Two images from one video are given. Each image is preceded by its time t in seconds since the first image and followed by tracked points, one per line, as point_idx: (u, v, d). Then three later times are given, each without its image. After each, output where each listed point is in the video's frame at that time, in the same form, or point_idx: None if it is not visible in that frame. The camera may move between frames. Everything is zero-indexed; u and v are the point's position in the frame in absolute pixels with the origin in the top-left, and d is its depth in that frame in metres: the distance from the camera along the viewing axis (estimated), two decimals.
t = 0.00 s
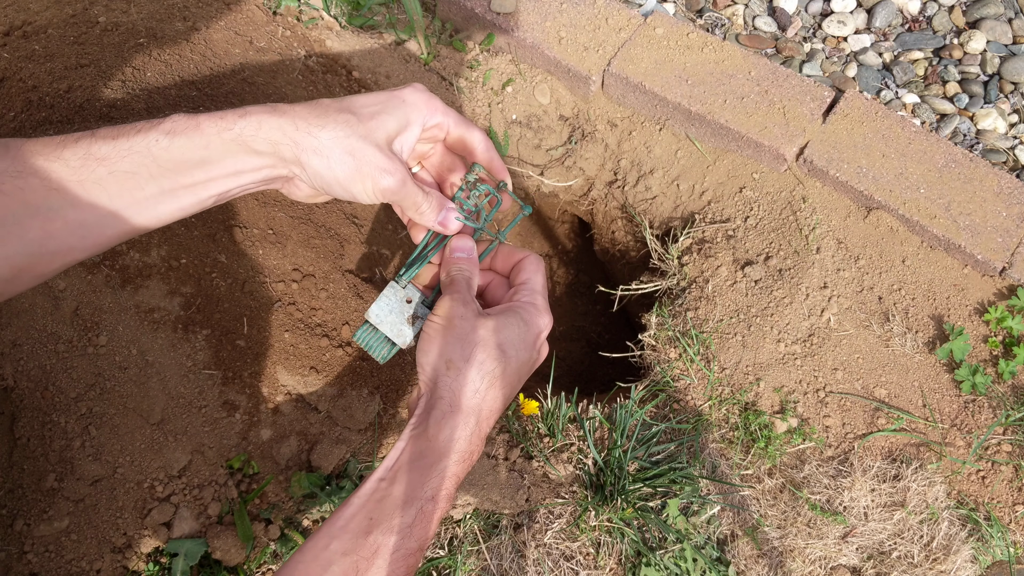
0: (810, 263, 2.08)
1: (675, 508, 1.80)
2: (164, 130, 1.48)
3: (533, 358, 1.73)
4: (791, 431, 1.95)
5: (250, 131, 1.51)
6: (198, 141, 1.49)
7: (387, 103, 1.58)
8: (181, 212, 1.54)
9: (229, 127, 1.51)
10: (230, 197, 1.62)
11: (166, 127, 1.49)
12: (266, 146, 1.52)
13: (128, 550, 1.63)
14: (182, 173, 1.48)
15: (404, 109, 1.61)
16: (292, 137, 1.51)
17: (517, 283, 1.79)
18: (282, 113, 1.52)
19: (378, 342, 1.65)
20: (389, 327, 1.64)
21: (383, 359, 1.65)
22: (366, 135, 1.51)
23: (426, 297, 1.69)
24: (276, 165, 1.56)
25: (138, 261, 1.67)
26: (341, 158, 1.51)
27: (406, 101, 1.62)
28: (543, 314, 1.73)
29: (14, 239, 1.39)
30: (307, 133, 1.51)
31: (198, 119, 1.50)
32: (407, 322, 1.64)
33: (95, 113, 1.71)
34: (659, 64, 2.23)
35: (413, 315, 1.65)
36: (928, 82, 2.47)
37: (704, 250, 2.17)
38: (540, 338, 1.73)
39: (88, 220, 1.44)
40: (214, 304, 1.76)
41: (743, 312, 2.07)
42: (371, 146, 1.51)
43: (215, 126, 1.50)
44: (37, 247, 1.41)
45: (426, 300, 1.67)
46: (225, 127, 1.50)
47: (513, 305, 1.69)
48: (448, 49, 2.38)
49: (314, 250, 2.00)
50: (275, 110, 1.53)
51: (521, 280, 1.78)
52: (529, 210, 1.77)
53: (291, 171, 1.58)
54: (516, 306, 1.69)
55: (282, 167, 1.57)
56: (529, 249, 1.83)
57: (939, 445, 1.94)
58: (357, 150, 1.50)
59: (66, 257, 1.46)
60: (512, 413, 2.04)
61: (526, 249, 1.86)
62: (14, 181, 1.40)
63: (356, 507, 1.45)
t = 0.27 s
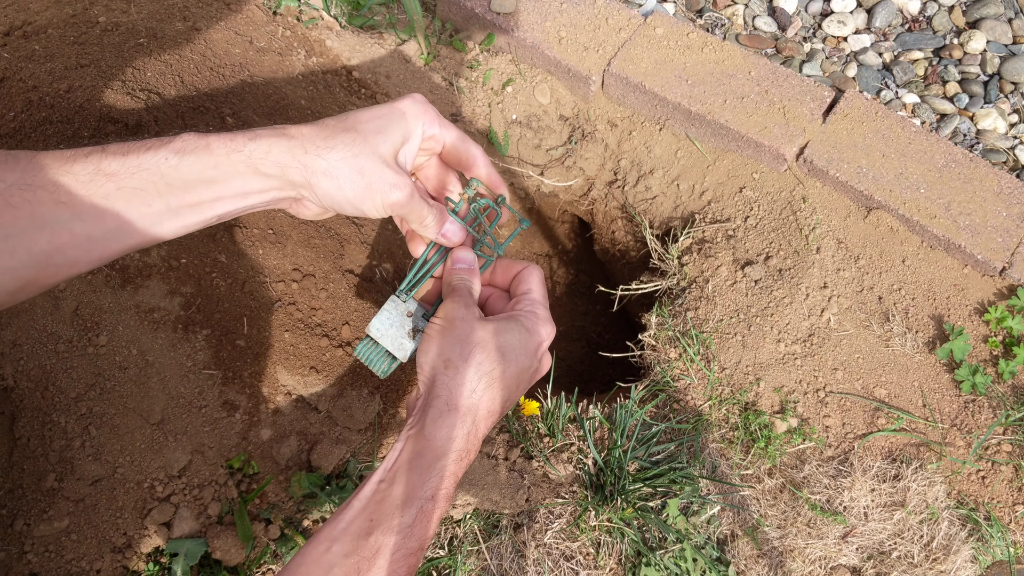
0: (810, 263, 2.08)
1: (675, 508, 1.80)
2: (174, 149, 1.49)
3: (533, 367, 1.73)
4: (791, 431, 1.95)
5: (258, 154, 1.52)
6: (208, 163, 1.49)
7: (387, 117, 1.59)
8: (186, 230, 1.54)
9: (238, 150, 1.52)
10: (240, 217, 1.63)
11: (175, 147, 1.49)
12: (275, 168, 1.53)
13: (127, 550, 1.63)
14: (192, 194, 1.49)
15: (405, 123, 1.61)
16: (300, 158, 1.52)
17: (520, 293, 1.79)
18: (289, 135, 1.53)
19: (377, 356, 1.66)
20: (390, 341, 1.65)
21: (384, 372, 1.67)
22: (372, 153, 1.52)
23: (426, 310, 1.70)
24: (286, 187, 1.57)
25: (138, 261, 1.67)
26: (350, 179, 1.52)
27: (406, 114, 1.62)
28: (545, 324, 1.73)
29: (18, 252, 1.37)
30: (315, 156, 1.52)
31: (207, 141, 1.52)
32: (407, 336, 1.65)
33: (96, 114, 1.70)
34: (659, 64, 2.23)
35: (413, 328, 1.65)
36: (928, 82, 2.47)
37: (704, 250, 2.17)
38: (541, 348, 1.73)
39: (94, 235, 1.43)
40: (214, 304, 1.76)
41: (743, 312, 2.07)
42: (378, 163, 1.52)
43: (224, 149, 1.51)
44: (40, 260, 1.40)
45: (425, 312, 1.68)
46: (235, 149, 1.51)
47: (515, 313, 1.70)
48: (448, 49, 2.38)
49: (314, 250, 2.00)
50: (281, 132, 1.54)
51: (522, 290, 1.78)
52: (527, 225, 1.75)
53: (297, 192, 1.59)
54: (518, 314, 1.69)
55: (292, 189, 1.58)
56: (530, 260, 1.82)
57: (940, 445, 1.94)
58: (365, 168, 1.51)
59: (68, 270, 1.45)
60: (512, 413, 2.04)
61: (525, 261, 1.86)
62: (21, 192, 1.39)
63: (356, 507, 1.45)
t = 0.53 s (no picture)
0: (810, 263, 2.08)
1: (675, 508, 1.80)
2: (161, 140, 1.50)
3: (533, 363, 1.73)
4: (791, 431, 1.95)
5: (243, 142, 1.54)
6: (193, 152, 1.51)
7: (377, 108, 1.59)
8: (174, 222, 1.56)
9: (224, 139, 1.53)
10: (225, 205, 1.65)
11: (162, 138, 1.51)
12: (258, 157, 1.54)
13: (128, 550, 1.63)
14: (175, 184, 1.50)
15: (395, 114, 1.61)
16: (285, 147, 1.53)
17: (519, 290, 1.80)
18: (274, 124, 1.54)
19: (380, 355, 1.67)
20: (392, 339, 1.65)
21: (387, 371, 1.67)
22: (356, 143, 1.53)
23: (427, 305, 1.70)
24: (270, 176, 1.58)
25: (138, 261, 1.67)
26: (333, 167, 1.53)
27: (396, 105, 1.62)
28: (544, 320, 1.74)
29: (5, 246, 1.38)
30: (300, 144, 1.53)
31: (194, 131, 1.53)
32: (409, 331, 1.65)
33: (96, 114, 1.71)
34: (659, 64, 2.23)
35: (415, 324, 1.65)
36: (928, 82, 2.47)
37: (704, 250, 2.17)
38: (540, 344, 1.73)
39: (80, 229, 1.44)
40: (214, 304, 1.76)
41: (743, 312, 2.07)
42: (362, 152, 1.53)
43: (210, 137, 1.52)
44: (26, 255, 1.40)
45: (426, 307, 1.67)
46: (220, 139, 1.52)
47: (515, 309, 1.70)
48: (448, 49, 2.38)
49: (314, 250, 2.00)
50: (269, 121, 1.55)
51: (522, 287, 1.79)
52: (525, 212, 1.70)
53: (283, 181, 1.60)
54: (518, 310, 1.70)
55: (276, 177, 1.59)
56: (529, 256, 1.84)
57: (939, 445, 1.94)
58: (348, 158, 1.52)
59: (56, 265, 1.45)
60: (512, 413, 2.04)
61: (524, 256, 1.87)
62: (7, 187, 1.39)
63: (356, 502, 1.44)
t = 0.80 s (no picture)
0: (810, 263, 2.08)
1: (675, 508, 1.80)
2: (147, 133, 1.50)
3: (530, 361, 1.74)
4: (791, 431, 1.95)
5: (228, 132, 1.53)
6: (178, 144, 1.50)
7: (363, 101, 1.59)
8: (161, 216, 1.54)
9: (209, 129, 1.53)
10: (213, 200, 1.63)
11: (148, 131, 1.51)
12: (244, 147, 1.53)
13: (128, 550, 1.63)
14: (162, 176, 1.49)
15: (383, 107, 1.61)
16: (269, 137, 1.52)
17: (518, 286, 1.81)
18: (259, 114, 1.54)
19: (378, 352, 1.68)
20: (389, 335, 1.66)
21: (384, 368, 1.67)
22: (341, 131, 1.52)
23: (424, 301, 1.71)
24: (256, 167, 1.57)
25: (138, 261, 1.67)
26: (318, 156, 1.51)
27: (384, 99, 1.62)
28: (543, 317, 1.74)
29: None
30: (285, 133, 1.52)
31: (180, 123, 1.53)
32: (406, 327, 1.66)
33: (96, 114, 1.71)
34: (659, 64, 2.23)
35: (412, 320, 1.67)
36: (928, 82, 2.47)
37: (704, 250, 2.17)
38: (539, 341, 1.73)
39: (68, 223, 1.44)
40: (214, 304, 1.76)
41: (743, 312, 2.07)
42: (348, 141, 1.52)
43: (195, 129, 1.52)
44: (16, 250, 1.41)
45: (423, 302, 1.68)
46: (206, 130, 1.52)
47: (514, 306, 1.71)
48: (448, 49, 2.38)
49: (314, 250, 2.00)
50: (255, 112, 1.55)
51: (521, 283, 1.79)
52: (522, 208, 1.77)
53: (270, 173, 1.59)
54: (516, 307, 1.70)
55: (262, 168, 1.57)
56: (526, 253, 1.85)
57: (939, 445, 1.94)
58: (333, 147, 1.51)
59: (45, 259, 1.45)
60: (512, 413, 2.04)
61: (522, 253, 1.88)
62: None
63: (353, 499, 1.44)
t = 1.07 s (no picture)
0: (810, 263, 2.08)
1: (675, 508, 1.80)
2: (156, 137, 1.49)
3: (522, 363, 1.74)
4: (791, 431, 1.95)
5: (240, 136, 1.51)
6: (191, 147, 1.49)
7: (372, 102, 1.60)
8: (171, 219, 1.54)
9: (220, 133, 1.51)
10: (223, 205, 1.62)
11: (157, 134, 1.49)
12: (258, 150, 1.52)
13: (127, 550, 1.63)
14: (174, 179, 1.48)
15: (391, 107, 1.62)
16: (284, 139, 1.51)
17: (512, 289, 1.81)
18: (271, 117, 1.53)
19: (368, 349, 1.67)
20: (380, 332, 1.65)
21: (373, 365, 1.68)
22: (356, 131, 1.52)
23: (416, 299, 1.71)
24: (269, 169, 1.56)
25: (138, 261, 1.67)
26: (335, 157, 1.51)
27: (392, 100, 1.63)
28: (535, 321, 1.74)
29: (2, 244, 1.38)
30: (299, 135, 1.51)
31: (190, 127, 1.51)
32: (398, 325, 1.66)
33: (96, 114, 1.71)
34: (659, 64, 2.23)
35: (404, 318, 1.66)
36: (928, 82, 2.47)
37: (704, 250, 2.17)
38: (531, 345, 1.73)
39: (77, 227, 1.44)
40: (214, 304, 1.76)
41: (743, 312, 2.07)
42: (364, 140, 1.52)
43: (206, 132, 1.50)
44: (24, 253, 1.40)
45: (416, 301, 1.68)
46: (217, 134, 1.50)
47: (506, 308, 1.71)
48: (448, 49, 2.38)
49: (314, 250, 2.00)
50: (265, 115, 1.54)
51: (515, 286, 1.80)
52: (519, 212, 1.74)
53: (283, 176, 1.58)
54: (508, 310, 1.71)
55: (275, 171, 1.57)
56: (521, 256, 1.86)
57: (939, 445, 1.94)
58: (351, 146, 1.51)
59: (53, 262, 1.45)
60: (512, 413, 2.04)
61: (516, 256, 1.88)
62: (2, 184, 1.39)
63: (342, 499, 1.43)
